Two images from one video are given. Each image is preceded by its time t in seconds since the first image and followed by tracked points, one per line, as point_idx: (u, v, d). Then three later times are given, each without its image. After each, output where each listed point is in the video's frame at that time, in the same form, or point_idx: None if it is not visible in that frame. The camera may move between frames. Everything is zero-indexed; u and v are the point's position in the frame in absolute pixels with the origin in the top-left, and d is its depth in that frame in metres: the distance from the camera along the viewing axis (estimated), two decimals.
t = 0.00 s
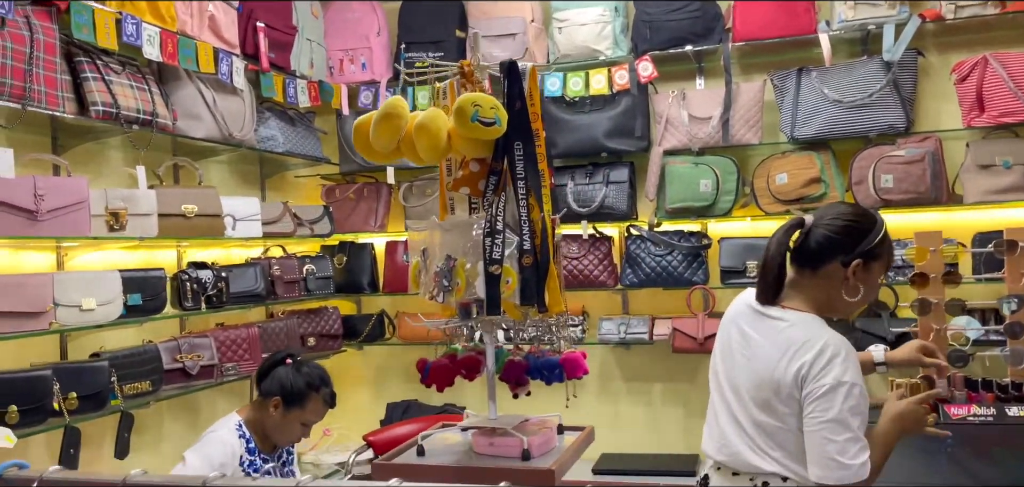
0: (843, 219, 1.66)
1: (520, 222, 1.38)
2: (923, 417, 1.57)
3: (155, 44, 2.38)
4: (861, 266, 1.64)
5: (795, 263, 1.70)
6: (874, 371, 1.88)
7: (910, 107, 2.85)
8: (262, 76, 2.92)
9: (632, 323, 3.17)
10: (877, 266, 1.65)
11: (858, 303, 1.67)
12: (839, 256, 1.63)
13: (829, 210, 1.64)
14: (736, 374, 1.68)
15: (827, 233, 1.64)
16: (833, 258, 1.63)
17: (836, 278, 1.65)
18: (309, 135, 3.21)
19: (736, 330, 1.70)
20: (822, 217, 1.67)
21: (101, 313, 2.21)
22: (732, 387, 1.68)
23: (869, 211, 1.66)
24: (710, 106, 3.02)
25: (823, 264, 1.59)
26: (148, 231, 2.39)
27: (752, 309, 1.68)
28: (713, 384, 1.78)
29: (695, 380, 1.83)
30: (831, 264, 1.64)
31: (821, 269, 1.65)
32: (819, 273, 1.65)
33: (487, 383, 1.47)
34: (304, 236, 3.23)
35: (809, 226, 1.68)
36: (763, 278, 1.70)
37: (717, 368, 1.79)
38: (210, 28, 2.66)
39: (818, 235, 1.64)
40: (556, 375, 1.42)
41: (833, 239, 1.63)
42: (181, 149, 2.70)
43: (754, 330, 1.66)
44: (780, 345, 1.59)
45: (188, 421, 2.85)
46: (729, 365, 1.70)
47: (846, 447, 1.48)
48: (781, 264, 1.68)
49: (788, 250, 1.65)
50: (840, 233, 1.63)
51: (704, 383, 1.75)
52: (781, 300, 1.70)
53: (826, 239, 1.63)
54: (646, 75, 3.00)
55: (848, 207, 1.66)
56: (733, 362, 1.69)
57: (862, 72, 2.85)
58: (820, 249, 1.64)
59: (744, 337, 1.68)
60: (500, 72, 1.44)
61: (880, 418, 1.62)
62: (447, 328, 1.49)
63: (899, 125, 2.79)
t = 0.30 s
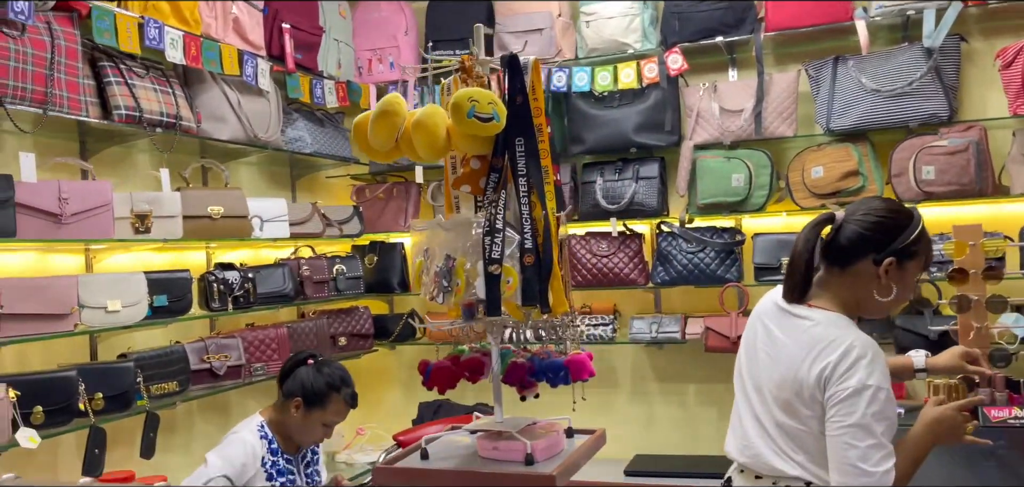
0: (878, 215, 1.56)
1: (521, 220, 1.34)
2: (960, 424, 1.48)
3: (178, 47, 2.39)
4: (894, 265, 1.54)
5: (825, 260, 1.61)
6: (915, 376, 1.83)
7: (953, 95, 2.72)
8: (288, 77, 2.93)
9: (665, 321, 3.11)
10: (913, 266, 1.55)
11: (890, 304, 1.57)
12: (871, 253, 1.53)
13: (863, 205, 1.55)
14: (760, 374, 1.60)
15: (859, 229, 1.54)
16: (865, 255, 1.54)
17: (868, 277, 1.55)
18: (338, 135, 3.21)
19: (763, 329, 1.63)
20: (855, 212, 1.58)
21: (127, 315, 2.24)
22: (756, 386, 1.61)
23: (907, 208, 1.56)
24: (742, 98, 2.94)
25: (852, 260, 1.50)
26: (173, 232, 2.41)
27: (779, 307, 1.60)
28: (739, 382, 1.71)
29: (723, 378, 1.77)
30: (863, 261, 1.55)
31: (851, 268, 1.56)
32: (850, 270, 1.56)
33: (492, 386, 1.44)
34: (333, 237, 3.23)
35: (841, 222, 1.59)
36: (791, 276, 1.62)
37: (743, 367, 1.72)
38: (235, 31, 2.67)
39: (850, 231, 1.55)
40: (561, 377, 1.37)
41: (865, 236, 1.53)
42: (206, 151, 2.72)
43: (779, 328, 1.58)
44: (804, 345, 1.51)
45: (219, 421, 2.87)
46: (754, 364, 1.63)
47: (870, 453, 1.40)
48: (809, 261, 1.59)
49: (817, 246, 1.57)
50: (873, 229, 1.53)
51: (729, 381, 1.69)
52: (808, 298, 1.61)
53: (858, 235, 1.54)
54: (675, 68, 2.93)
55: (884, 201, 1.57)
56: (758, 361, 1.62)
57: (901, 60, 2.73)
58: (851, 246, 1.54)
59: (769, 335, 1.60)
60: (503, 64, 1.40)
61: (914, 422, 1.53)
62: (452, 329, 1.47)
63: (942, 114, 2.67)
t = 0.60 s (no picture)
0: (897, 211, 1.44)
1: (515, 218, 1.32)
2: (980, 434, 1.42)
3: (195, 50, 2.41)
4: (913, 264, 1.42)
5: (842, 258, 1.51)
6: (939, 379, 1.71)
7: (985, 85, 2.62)
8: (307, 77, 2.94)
9: (689, 320, 3.06)
10: (933, 264, 1.43)
11: (909, 304, 1.46)
12: (887, 253, 1.42)
13: (880, 202, 1.43)
14: (771, 375, 1.54)
15: (875, 228, 1.43)
16: (880, 255, 1.43)
17: (884, 278, 1.44)
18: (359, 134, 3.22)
19: (774, 328, 1.56)
20: (873, 207, 1.46)
21: (145, 315, 2.26)
22: (767, 388, 1.54)
23: (930, 205, 1.43)
24: (766, 92, 2.88)
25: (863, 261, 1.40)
26: (191, 233, 2.44)
27: (791, 306, 1.53)
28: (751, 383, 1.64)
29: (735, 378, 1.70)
30: (878, 261, 1.44)
31: (866, 266, 1.45)
32: (865, 271, 1.45)
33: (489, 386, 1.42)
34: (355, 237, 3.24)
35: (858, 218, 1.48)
36: (805, 274, 1.52)
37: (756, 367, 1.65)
38: (254, 32, 2.70)
39: (865, 229, 1.44)
40: (556, 379, 1.34)
41: (882, 234, 1.42)
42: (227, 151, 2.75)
43: (792, 329, 1.51)
44: (816, 347, 1.44)
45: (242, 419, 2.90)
46: (765, 365, 1.56)
47: (883, 461, 1.33)
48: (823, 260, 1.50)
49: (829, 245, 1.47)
50: (890, 227, 1.42)
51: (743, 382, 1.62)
52: (822, 298, 1.52)
53: (873, 234, 1.42)
54: (697, 62, 2.87)
55: (904, 197, 1.45)
56: (769, 362, 1.55)
57: (930, 50, 2.64)
58: (866, 245, 1.43)
59: (780, 335, 1.53)
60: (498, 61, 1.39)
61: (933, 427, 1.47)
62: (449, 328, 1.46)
63: (973, 105, 2.57)
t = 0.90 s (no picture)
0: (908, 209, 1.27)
1: (498, 222, 1.31)
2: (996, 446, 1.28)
3: (212, 54, 2.44)
4: (924, 269, 1.25)
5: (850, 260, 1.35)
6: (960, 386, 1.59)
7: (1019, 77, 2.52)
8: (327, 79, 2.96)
9: (712, 322, 3.07)
10: (946, 266, 1.26)
11: (922, 312, 1.29)
12: (894, 256, 1.25)
13: (890, 202, 1.27)
14: (774, 381, 1.39)
15: (881, 228, 1.26)
16: (887, 258, 1.26)
17: (893, 282, 1.27)
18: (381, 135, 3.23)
19: (778, 331, 1.41)
20: (882, 205, 1.29)
21: (162, 317, 2.30)
22: (771, 394, 1.40)
23: (945, 204, 1.26)
24: (790, 88, 2.81)
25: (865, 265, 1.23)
26: (209, 236, 2.47)
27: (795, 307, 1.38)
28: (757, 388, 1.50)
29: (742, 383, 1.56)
30: (886, 264, 1.27)
31: (873, 268, 1.28)
32: (873, 275, 1.29)
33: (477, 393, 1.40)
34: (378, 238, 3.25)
35: (865, 215, 1.31)
36: (811, 274, 1.36)
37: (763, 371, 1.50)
38: (273, 36, 2.73)
39: (871, 230, 1.27)
40: (542, 385, 1.32)
41: (891, 234, 1.25)
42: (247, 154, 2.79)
43: (796, 331, 1.36)
44: (819, 352, 1.30)
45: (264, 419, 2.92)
46: (769, 369, 1.42)
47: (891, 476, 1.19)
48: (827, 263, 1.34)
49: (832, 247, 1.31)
50: (898, 228, 1.25)
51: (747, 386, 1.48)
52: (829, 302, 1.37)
53: (879, 236, 1.26)
54: (719, 58, 2.81)
55: (916, 196, 1.27)
56: (772, 366, 1.40)
57: (960, 42, 2.55)
58: (872, 246, 1.27)
59: (783, 338, 1.39)
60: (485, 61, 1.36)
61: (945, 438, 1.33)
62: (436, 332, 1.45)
63: (1005, 99, 2.47)
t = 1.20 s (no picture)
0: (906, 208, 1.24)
1: (486, 224, 1.30)
2: (999, 449, 1.22)
3: (221, 57, 2.45)
4: (921, 268, 1.21)
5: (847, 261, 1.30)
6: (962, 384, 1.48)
7: None
8: (339, 80, 2.97)
9: (727, 322, 3.01)
10: (944, 265, 1.22)
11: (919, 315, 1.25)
12: (890, 253, 1.21)
13: (887, 200, 1.23)
14: (772, 387, 1.32)
15: (877, 226, 1.22)
16: (883, 256, 1.22)
17: (889, 282, 1.23)
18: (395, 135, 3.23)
19: (776, 336, 1.35)
20: (878, 203, 1.26)
21: (172, 317, 2.32)
22: (769, 401, 1.33)
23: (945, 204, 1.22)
24: (805, 85, 2.76)
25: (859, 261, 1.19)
26: (219, 237, 2.49)
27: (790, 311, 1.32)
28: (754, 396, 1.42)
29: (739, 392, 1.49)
30: (881, 263, 1.23)
31: (869, 266, 1.24)
32: (868, 274, 1.24)
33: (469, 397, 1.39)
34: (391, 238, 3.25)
35: (861, 214, 1.27)
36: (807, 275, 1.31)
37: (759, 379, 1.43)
38: (285, 38, 2.75)
39: (868, 227, 1.23)
40: (533, 388, 1.31)
41: (887, 231, 1.21)
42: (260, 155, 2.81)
43: (792, 335, 1.30)
44: (816, 355, 1.23)
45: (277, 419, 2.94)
46: (766, 375, 1.35)
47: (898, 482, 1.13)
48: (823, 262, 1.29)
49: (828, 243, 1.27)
50: (895, 225, 1.21)
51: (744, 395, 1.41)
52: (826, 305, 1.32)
53: (875, 233, 1.22)
54: (733, 55, 2.78)
55: (914, 194, 1.24)
56: (770, 372, 1.34)
57: (980, 36, 2.48)
58: (868, 244, 1.23)
59: (778, 343, 1.32)
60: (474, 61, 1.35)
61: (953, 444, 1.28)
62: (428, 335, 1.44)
63: None
